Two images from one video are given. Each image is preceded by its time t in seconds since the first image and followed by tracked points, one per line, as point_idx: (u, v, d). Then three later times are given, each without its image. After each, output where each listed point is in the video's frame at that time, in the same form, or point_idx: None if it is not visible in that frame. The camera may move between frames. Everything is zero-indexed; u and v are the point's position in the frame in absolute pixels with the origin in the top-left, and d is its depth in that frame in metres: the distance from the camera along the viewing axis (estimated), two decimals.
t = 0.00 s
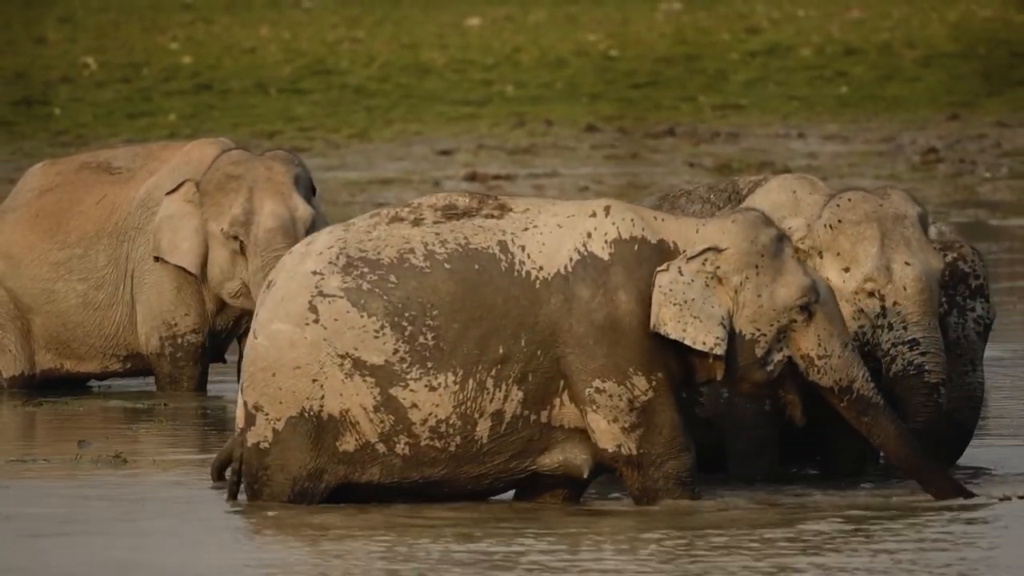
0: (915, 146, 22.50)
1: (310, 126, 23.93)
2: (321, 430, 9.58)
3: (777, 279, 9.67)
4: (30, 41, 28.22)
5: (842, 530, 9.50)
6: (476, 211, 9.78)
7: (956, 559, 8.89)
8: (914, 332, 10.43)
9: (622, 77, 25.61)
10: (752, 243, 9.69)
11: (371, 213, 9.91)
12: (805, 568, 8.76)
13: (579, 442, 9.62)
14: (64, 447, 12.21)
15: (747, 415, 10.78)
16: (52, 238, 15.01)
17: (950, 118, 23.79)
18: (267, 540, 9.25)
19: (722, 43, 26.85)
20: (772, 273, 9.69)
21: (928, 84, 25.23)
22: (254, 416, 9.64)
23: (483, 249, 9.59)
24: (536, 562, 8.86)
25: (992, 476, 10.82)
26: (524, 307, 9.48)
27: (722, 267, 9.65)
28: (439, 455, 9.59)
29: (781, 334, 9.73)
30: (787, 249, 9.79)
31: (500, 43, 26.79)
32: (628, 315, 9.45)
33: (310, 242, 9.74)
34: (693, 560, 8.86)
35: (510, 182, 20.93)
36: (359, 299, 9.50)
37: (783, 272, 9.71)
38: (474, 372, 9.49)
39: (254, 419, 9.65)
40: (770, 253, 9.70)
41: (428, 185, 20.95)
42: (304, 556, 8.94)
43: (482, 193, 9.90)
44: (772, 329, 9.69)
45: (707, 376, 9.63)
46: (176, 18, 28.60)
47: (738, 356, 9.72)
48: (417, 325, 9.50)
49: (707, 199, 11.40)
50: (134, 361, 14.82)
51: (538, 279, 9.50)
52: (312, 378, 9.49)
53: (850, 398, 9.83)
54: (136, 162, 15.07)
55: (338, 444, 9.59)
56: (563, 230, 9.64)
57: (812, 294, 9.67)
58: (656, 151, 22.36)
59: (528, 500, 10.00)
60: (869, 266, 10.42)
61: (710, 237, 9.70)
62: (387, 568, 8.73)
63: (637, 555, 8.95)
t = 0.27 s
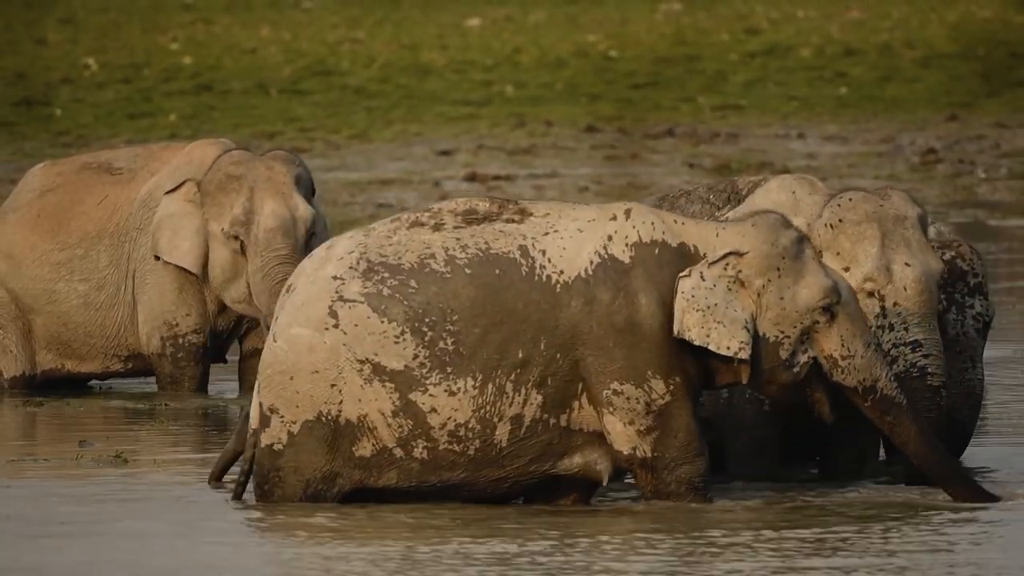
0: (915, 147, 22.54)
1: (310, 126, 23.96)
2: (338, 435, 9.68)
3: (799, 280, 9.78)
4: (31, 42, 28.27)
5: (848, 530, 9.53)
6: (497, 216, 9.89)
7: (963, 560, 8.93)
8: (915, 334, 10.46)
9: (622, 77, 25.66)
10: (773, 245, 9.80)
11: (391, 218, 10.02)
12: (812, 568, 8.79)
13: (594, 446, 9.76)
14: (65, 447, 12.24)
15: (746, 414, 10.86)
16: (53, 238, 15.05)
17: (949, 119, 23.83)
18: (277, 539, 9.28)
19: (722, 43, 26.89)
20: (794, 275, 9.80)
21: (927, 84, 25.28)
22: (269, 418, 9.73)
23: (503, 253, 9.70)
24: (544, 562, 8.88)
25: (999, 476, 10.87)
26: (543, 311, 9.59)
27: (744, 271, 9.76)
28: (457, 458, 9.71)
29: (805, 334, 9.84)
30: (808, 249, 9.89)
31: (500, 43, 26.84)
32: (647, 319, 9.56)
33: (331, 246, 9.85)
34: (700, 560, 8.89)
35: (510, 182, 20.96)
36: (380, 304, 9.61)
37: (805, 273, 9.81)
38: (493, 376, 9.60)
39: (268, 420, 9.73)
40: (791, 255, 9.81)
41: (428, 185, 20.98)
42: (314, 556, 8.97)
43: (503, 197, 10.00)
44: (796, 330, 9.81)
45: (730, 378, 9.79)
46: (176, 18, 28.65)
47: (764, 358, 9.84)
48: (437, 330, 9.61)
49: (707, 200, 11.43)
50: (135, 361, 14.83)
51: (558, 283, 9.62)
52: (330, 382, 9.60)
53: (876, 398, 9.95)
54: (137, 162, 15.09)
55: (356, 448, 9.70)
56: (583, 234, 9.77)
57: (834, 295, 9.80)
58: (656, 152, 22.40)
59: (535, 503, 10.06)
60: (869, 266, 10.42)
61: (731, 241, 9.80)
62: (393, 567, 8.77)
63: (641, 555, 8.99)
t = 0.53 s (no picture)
0: (914, 147, 22.60)
1: (311, 127, 24.01)
2: (349, 438, 9.76)
3: (814, 275, 9.83)
4: (32, 44, 28.33)
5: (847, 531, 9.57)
6: (509, 219, 9.93)
7: (964, 560, 8.97)
8: (915, 325, 10.51)
9: (622, 78, 25.71)
10: (788, 240, 9.84)
11: (403, 222, 10.08)
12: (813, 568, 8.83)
13: (605, 448, 9.82)
14: (66, 447, 12.28)
15: (745, 415, 10.87)
16: (54, 238, 15.10)
17: (948, 119, 23.90)
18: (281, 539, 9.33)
19: (722, 44, 26.96)
20: (808, 270, 9.84)
21: (927, 84, 25.35)
22: (279, 419, 9.81)
23: (516, 258, 9.74)
24: (545, 562, 8.93)
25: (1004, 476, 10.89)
26: (556, 315, 9.65)
27: (761, 267, 9.80)
28: (471, 462, 9.77)
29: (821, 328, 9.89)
30: (821, 244, 9.93)
31: (501, 44, 26.90)
32: (660, 321, 9.61)
33: (344, 251, 9.92)
34: (701, 560, 8.93)
35: (510, 182, 21.01)
36: (394, 310, 9.68)
37: (820, 267, 9.86)
38: (506, 381, 9.65)
39: (279, 422, 9.81)
40: (806, 250, 9.86)
41: (428, 185, 21.03)
42: (315, 556, 9.01)
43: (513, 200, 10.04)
44: (812, 324, 9.85)
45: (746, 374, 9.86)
46: (177, 19, 28.70)
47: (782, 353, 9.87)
48: (451, 336, 9.67)
49: (705, 201, 11.47)
50: (136, 361, 14.91)
51: (571, 286, 9.67)
52: (343, 388, 9.68)
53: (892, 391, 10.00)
54: (138, 163, 15.16)
55: (369, 452, 9.78)
56: (595, 236, 9.81)
57: (849, 289, 9.85)
58: (656, 152, 22.45)
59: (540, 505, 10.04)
60: (866, 261, 10.47)
61: (746, 237, 9.85)
62: (394, 567, 8.81)
63: (643, 556, 9.03)
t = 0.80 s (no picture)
0: (913, 147, 22.64)
1: (311, 127, 24.04)
2: (355, 441, 9.82)
3: (821, 272, 9.92)
4: (33, 44, 28.37)
5: (846, 531, 9.59)
6: (513, 221, 9.99)
7: (966, 559, 8.98)
8: (920, 321, 10.53)
9: (622, 78, 25.75)
10: (796, 238, 9.93)
11: (406, 224, 10.13)
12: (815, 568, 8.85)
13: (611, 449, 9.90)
14: (67, 447, 12.30)
15: (744, 415, 10.88)
16: (55, 238, 15.14)
17: (947, 119, 23.93)
18: (284, 539, 9.36)
19: (722, 44, 27.00)
20: (816, 267, 9.93)
21: (926, 84, 25.39)
22: (285, 421, 9.87)
23: (521, 261, 9.80)
24: (548, 562, 8.95)
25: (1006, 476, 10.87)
26: (562, 318, 9.70)
27: (770, 266, 9.90)
28: (478, 464, 9.83)
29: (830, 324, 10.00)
30: (826, 241, 10.02)
31: (500, 44, 26.93)
32: (666, 323, 9.66)
33: (349, 253, 9.96)
34: (704, 561, 8.94)
35: (510, 183, 21.04)
36: (400, 315, 9.73)
37: (827, 263, 9.95)
38: (513, 384, 9.71)
39: (284, 423, 9.87)
40: (813, 247, 9.95)
41: (428, 185, 21.06)
42: (318, 556, 9.03)
43: (517, 202, 10.11)
44: (821, 321, 9.95)
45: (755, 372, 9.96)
46: (178, 19, 28.74)
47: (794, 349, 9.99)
48: (458, 340, 9.72)
49: (704, 201, 11.48)
50: (137, 361, 14.97)
51: (576, 288, 9.73)
52: (350, 391, 9.73)
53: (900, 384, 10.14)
54: (139, 163, 15.20)
55: (376, 455, 9.83)
56: (601, 237, 9.87)
57: (856, 285, 9.94)
58: (656, 152, 22.49)
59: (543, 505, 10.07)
60: (867, 261, 10.51)
61: (754, 236, 9.94)
62: (397, 567, 8.83)
63: (646, 556, 9.05)
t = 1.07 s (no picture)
0: (913, 148, 22.66)
1: (312, 127, 24.06)
2: (358, 443, 9.87)
3: (823, 272, 9.97)
4: (34, 44, 28.40)
5: (849, 532, 9.59)
6: (514, 223, 10.00)
7: (967, 560, 9.00)
8: (924, 317, 10.56)
9: (622, 78, 25.78)
10: (799, 237, 9.96)
11: (406, 225, 10.13)
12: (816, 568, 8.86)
13: (613, 449, 9.95)
14: (68, 447, 12.31)
15: (744, 413, 10.98)
16: (56, 238, 15.16)
17: (947, 119, 23.96)
18: (286, 539, 9.37)
19: (721, 45, 27.03)
20: (817, 267, 9.98)
21: (925, 84, 25.41)
22: (286, 422, 9.90)
23: (523, 264, 9.81)
24: (550, 562, 8.96)
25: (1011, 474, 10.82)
26: (565, 321, 9.73)
27: (774, 266, 9.94)
28: (482, 466, 9.87)
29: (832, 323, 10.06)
30: (827, 242, 10.06)
31: (500, 44, 26.96)
32: (669, 324, 9.69)
33: (351, 255, 9.98)
34: (706, 560, 8.96)
35: (510, 183, 21.07)
36: (404, 320, 9.75)
37: (828, 263, 10.00)
38: (516, 388, 9.74)
39: (286, 425, 9.90)
40: (813, 248, 9.98)
41: (428, 185, 21.09)
42: (320, 557, 9.04)
43: (518, 203, 10.12)
44: (822, 320, 10.01)
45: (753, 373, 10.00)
46: (178, 20, 28.77)
47: (795, 349, 10.03)
48: (461, 345, 9.73)
49: (703, 202, 11.48)
50: (138, 361, 14.99)
51: (579, 291, 9.75)
52: (353, 394, 9.76)
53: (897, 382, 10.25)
54: (140, 163, 15.22)
55: (381, 456, 9.88)
56: (601, 238, 9.90)
57: (857, 285, 10.01)
58: (655, 152, 22.51)
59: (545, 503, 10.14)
60: (874, 257, 10.52)
61: (756, 235, 9.97)
62: (399, 568, 8.84)
63: (648, 556, 9.06)
